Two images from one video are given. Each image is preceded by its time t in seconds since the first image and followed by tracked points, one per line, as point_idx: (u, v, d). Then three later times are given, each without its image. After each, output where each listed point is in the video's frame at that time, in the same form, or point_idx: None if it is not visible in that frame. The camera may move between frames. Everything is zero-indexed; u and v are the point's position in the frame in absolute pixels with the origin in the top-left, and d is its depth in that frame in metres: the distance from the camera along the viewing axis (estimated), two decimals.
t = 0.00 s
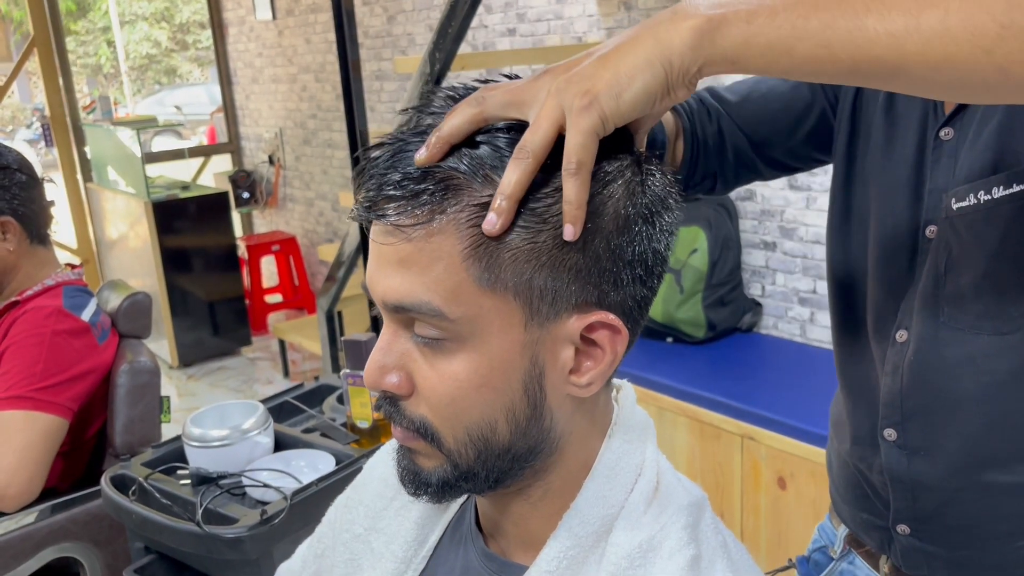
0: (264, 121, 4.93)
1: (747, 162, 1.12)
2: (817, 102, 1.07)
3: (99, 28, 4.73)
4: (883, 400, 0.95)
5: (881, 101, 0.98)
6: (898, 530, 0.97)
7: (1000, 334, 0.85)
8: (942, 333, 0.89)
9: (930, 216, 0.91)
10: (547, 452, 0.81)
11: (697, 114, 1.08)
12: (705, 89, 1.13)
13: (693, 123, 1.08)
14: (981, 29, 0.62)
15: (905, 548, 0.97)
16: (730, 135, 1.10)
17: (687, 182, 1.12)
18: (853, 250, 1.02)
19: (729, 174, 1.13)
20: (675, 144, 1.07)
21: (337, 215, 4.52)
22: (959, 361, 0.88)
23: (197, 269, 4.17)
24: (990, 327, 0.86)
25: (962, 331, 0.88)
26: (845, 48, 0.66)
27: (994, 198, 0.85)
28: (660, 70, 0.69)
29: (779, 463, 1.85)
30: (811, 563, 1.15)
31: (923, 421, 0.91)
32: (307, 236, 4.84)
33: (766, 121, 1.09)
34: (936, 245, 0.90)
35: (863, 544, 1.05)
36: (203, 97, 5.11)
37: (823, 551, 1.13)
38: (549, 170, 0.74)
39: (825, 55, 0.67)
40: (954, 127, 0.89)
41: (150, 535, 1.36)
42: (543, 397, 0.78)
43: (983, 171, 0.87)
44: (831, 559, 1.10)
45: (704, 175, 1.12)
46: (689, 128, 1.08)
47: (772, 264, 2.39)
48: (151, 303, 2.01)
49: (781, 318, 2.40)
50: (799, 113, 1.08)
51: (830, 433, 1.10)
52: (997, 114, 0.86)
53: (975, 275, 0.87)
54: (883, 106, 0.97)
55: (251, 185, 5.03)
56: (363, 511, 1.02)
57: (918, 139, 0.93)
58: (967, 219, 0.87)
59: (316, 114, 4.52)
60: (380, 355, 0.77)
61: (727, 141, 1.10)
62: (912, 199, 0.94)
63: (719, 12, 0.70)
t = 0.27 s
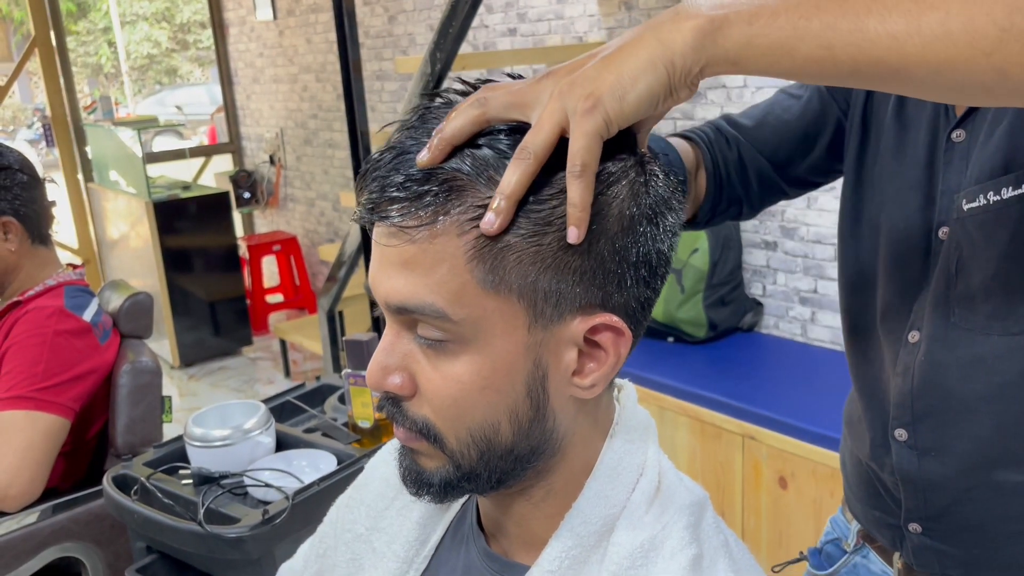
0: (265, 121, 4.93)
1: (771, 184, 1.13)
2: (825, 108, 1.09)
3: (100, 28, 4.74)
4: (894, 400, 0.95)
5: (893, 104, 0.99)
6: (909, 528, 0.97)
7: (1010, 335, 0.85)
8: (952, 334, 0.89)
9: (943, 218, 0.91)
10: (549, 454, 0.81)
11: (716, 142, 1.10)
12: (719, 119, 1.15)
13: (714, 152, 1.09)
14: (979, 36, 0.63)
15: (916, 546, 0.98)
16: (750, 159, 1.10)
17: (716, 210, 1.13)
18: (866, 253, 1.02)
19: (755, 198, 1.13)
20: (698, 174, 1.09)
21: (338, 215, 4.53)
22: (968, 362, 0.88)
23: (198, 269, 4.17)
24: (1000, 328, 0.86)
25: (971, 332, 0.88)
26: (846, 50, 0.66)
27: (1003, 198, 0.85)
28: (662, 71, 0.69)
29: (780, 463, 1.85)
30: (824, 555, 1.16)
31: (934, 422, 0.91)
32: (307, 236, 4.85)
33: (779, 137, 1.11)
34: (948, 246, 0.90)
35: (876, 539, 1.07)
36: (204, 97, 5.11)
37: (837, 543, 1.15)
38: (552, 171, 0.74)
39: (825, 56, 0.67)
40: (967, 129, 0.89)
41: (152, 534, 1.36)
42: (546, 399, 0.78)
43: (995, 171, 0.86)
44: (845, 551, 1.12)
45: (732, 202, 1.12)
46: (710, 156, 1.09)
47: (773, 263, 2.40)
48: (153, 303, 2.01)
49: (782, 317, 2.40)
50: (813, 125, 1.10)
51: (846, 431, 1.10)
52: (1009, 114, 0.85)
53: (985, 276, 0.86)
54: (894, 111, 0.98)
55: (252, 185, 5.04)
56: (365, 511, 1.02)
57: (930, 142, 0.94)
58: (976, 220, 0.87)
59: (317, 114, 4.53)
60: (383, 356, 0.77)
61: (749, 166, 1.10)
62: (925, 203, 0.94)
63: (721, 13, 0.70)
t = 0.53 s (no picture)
0: (265, 121, 4.93)
1: (786, 210, 1.13)
2: (823, 127, 1.10)
3: (100, 28, 4.73)
4: (892, 397, 0.94)
5: (890, 106, 1.01)
6: (906, 525, 0.95)
7: (1008, 332, 0.84)
8: (950, 331, 0.89)
9: (946, 217, 0.91)
10: (548, 454, 0.81)
11: (725, 176, 1.11)
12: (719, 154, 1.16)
13: (723, 186, 1.10)
14: (975, 34, 0.62)
15: (914, 545, 0.96)
16: (759, 189, 1.11)
17: (734, 243, 1.13)
18: (864, 258, 1.01)
19: (768, 225, 1.13)
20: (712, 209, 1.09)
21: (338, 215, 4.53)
22: (966, 359, 0.87)
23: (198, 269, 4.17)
24: (998, 326, 0.85)
25: (970, 329, 0.87)
26: (842, 50, 0.66)
27: (1000, 195, 0.85)
28: (657, 70, 0.68)
29: (780, 462, 1.85)
30: (824, 549, 1.16)
31: (931, 419, 0.90)
32: (308, 236, 4.85)
33: (783, 160, 1.11)
34: (947, 244, 0.90)
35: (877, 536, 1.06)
36: (204, 96, 5.11)
37: (837, 538, 1.14)
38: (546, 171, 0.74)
39: (822, 55, 0.67)
40: (967, 128, 0.90)
41: (152, 534, 1.36)
42: (543, 399, 0.78)
43: (994, 169, 0.86)
44: (845, 547, 1.12)
45: (748, 233, 1.13)
46: (720, 190, 1.10)
47: (773, 263, 2.39)
48: (153, 303, 2.01)
49: (782, 316, 2.40)
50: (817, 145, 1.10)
51: (848, 430, 1.08)
52: (1008, 111, 0.85)
53: (984, 272, 0.86)
54: (890, 117, 1.00)
55: (252, 185, 5.04)
56: (366, 512, 1.02)
57: (926, 141, 0.95)
58: (975, 217, 0.87)
59: (317, 114, 4.53)
60: (380, 357, 0.77)
61: (760, 195, 1.11)
62: (927, 203, 0.94)
63: (718, 11, 0.70)
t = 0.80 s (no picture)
0: (265, 121, 4.92)
1: (786, 236, 1.16)
2: (809, 151, 1.11)
3: (99, 27, 4.72)
4: (883, 400, 0.94)
5: (872, 117, 1.03)
6: (900, 529, 0.95)
7: (998, 335, 0.85)
8: (939, 333, 0.89)
9: (935, 220, 0.92)
10: (545, 460, 0.80)
11: (721, 211, 1.14)
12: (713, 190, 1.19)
13: (722, 221, 1.13)
14: (972, 37, 0.62)
15: (908, 547, 0.96)
16: (757, 219, 1.14)
17: (741, 275, 1.15)
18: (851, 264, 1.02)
19: (771, 251, 1.16)
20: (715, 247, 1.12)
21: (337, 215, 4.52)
22: (958, 362, 0.87)
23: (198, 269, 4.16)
24: (989, 328, 0.85)
25: (960, 333, 0.87)
26: (839, 52, 0.65)
27: (989, 199, 0.84)
28: (651, 71, 0.67)
29: (781, 463, 1.84)
30: (817, 557, 1.14)
31: (923, 421, 0.90)
32: (308, 236, 4.84)
33: (778, 187, 1.13)
34: (934, 248, 0.90)
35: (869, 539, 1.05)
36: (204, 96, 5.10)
37: (830, 545, 1.12)
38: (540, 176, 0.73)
39: (816, 57, 0.66)
40: (954, 133, 0.91)
41: (150, 537, 1.35)
42: (538, 405, 0.77)
43: (982, 172, 0.86)
44: (838, 553, 1.10)
45: (753, 263, 1.15)
46: (720, 226, 1.13)
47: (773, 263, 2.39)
48: (152, 304, 2.00)
49: (783, 317, 2.40)
50: (809, 169, 1.11)
51: (839, 433, 1.08)
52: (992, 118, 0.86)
53: (973, 276, 0.86)
54: (874, 131, 1.02)
55: (252, 185, 5.03)
56: (364, 517, 1.01)
57: (904, 146, 0.96)
58: (964, 220, 0.86)
59: (317, 113, 4.52)
60: (375, 364, 0.77)
61: (760, 225, 1.14)
62: (914, 210, 0.95)
63: (713, 11, 0.68)
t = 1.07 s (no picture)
0: (264, 120, 4.91)
1: (781, 255, 1.17)
2: (784, 170, 1.12)
3: (98, 26, 4.70)
4: (865, 404, 0.95)
5: (842, 127, 1.04)
6: (886, 529, 0.96)
7: (977, 336, 0.86)
8: (920, 337, 0.91)
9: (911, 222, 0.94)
10: (543, 463, 0.79)
11: (711, 241, 1.16)
12: (698, 221, 1.21)
13: (713, 252, 1.15)
14: (976, 49, 0.61)
15: (895, 548, 0.96)
16: (748, 244, 1.15)
17: (739, 298, 1.17)
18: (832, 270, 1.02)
19: (765, 272, 1.17)
20: (710, 280, 1.14)
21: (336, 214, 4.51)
22: (940, 364, 0.89)
23: (197, 268, 4.15)
24: (970, 330, 0.87)
25: (940, 335, 0.89)
26: (843, 63, 0.64)
27: (967, 201, 0.85)
28: (652, 81, 0.65)
29: (781, 463, 1.83)
30: (807, 559, 1.15)
31: (907, 424, 0.91)
32: (306, 235, 4.83)
33: (762, 213, 1.14)
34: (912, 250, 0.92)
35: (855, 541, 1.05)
36: (203, 95, 5.09)
37: (818, 548, 1.13)
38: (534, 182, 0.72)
39: (820, 67, 0.65)
40: (927, 137, 0.93)
41: (147, 539, 1.34)
42: (535, 408, 0.76)
43: (958, 175, 0.88)
44: (825, 556, 1.11)
45: (749, 285, 1.17)
46: (712, 258, 1.15)
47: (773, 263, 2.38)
48: (149, 304, 1.99)
49: (782, 316, 2.39)
50: (790, 185, 1.12)
51: (823, 437, 1.09)
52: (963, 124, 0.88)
53: (954, 278, 0.87)
54: (844, 139, 1.03)
55: (251, 185, 5.03)
56: (359, 520, 1.01)
57: (874, 151, 0.98)
58: (941, 223, 0.88)
59: (316, 113, 4.51)
60: (370, 367, 0.76)
61: (751, 250, 1.16)
62: (890, 217, 0.97)
63: (715, 20, 0.66)
